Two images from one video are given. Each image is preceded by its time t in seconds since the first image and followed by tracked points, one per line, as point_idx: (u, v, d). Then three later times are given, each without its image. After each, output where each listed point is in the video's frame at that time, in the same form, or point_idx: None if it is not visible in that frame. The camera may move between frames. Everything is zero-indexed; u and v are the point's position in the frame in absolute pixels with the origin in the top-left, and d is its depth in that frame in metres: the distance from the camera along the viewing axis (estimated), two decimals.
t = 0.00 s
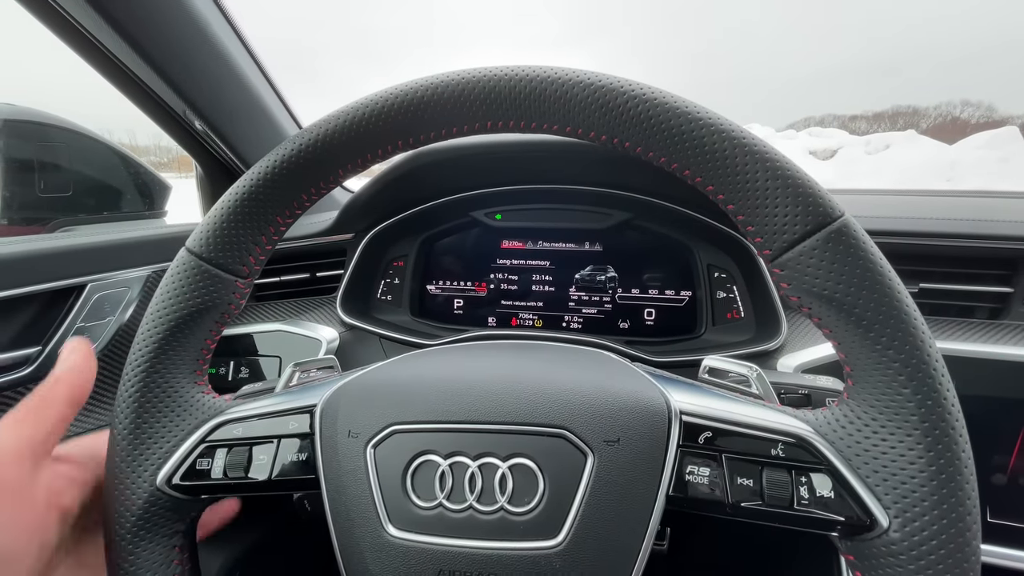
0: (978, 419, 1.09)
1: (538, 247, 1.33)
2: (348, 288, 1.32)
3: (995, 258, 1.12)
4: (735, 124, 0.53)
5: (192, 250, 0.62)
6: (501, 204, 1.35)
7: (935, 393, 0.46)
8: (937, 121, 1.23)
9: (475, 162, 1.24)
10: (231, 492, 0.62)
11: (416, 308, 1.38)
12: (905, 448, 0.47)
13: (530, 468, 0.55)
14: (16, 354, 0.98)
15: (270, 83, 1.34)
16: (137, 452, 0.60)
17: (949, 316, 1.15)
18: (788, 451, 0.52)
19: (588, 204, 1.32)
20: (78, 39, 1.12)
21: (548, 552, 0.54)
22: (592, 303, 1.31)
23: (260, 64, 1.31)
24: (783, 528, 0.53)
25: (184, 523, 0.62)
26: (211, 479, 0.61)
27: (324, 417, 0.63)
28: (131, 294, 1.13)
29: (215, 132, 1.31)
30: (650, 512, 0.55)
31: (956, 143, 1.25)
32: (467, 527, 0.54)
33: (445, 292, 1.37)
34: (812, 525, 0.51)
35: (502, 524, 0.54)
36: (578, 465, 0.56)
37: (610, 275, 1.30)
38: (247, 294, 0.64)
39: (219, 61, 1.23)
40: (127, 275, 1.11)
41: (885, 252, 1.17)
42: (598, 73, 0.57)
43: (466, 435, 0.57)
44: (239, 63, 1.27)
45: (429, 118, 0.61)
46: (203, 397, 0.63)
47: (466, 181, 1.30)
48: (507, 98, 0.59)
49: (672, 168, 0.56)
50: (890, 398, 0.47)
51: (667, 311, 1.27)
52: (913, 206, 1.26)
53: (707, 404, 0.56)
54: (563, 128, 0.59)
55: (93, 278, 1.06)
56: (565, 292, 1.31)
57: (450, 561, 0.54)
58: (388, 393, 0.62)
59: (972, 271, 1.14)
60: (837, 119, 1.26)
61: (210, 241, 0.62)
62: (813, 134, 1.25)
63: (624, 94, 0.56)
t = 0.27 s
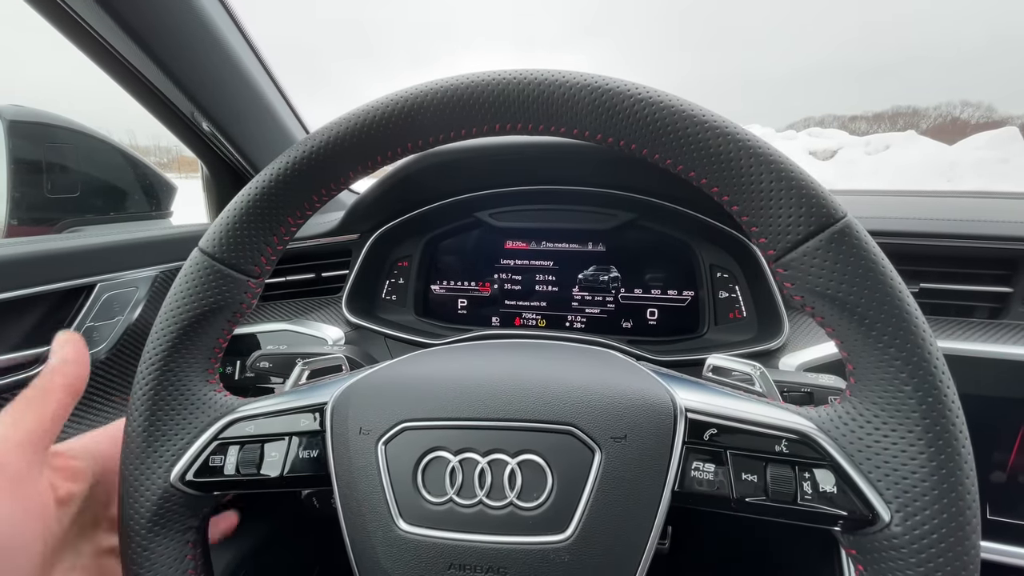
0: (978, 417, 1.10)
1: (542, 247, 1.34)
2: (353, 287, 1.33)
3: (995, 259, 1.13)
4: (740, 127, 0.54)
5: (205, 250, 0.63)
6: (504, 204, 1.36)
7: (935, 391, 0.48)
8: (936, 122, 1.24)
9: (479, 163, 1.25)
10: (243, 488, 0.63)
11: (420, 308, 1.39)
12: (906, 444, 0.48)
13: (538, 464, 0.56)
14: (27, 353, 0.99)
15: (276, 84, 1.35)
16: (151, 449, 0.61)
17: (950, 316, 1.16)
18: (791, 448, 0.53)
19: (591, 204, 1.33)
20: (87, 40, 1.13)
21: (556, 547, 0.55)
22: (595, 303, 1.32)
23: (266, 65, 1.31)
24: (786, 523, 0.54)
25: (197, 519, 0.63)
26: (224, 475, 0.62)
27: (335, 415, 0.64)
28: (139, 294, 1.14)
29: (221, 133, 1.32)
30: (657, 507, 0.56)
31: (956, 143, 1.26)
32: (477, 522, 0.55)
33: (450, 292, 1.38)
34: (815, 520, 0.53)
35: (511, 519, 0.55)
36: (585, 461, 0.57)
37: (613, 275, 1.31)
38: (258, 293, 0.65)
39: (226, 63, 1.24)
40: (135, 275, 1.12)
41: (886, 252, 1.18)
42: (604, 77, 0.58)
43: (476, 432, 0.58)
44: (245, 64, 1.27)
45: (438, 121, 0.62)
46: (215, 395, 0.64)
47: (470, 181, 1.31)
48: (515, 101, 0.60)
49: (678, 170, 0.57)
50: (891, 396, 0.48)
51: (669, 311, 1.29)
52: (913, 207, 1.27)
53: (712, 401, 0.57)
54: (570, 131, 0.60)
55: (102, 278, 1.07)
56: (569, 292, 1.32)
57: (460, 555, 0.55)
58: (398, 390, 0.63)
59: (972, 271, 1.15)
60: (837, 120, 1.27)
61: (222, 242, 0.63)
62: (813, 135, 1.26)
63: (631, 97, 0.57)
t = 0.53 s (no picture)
0: (976, 416, 1.10)
1: (542, 248, 1.34)
2: (354, 288, 1.34)
3: (993, 260, 1.14)
4: (740, 130, 0.55)
5: (208, 251, 0.64)
6: (505, 205, 1.37)
7: (933, 391, 0.48)
8: (936, 122, 1.24)
9: (480, 164, 1.26)
10: (245, 488, 0.63)
11: (420, 308, 1.40)
12: (904, 444, 0.48)
13: (539, 464, 0.57)
14: (30, 354, 1.00)
15: (277, 85, 1.35)
16: (155, 448, 0.62)
17: (948, 317, 1.17)
18: (790, 447, 0.54)
19: (591, 205, 1.33)
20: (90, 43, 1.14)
21: (557, 546, 0.55)
22: (595, 304, 1.32)
23: (268, 67, 1.32)
24: (785, 523, 0.55)
25: (200, 519, 0.63)
26: (227, 475, 0.62)
27: (337, 415, 0.64)
28: (141, 295, 1.14)
29: (223, 134, 1.33)
30: (656, 507, 0.57)
31: (956, 144, 1.27)
32: (478, 521, 0.56)
33: (450, 293, 1.38)
34: (814, 519, 0.53)
35: (512, 518, 0.56)
36: (585, 461, 0.57)
37: (613, 276, 1.31)
38: (261, 294, 0.65)
39: (227, 65, 1.24)
40: (137, 275, 1.13)
41: (885, 253, 1.19)
42: (605, 80, 0.59)
43: (477, 432, 0.59)
44: (246, 66, 1.27)
45: (441, 124, 0.62)
46: (218, 395, 0.65)
47: (471, 183, 1.32)
48: (517, 103, 0.60)
49: (677, 172, 0.57)
50: (889, 396, 0.49)
51: (669, 312, 1.29)
52: (913, 207, 1.28)
53: (711, 401, 0.58)
54: (571, 134, 0.60)
55: (104, 278, 1.08)
56: (569, 293, 1.33)
57: (462, 554, 0.56)
58: (399, 391, 0.63)
59: (970, 272, 1.16)
60: (837, 121, 1.28)
61: (225, 243, 0.63)
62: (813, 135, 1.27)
63: (631, 101, 0.58)
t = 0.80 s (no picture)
0: (977, 417, 1.10)
1: (541, 248, 1.34)
2: (354, 289, 1.33)
3: (994, 259, 1.14)
4: (741, 130, 0.54)
5: (207, 251, 0.63)
6: (505, 205, 1.37)
7: (934, 391, 0.48)
8: (937, 122, 1.24)
9: (480, 164, 1.25)
10: (244, 489, 0.63)
11: (420, 309, 1.39)
12: (905, 444, 0.48)
13: (538, 464, 0.57)
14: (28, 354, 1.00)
15: (277, 85, 1.35)
16: (153, 448, 0.62)
17: (949, 317, 1.17)
18: (791, 448, 0.53)
19: (590, 205, 1.33)
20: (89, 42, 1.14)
21: (557, 547, 0.55)
22: (595, 304, 1.32)
23: (267, 67, 1.31)
24: (785, 524, 0.55)
25: (198, 520, 0.63)
26: (225, 475, 0.62)
27: (336, 415, 0.64)
28: (140, 295, 1.14)
29: (222, 134, 1.33)
30: (656, 508, 0.57)
31: (957, 144, 1.26)
32: (478, 522, 0.56)
33: (450, 293, 1.38)
34: (815, 520, 0.53)
35: (512, 519, 0.55)
36: (585, 461, 0.57)
37: (612, 276, 1.31)
38: (260, 294, 0.65)
39: (227, 64, 1.24)
40: (136, 275, 1.12)
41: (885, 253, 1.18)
42: (604, 79, 0.59)
43: (476, 433, 0.59)
44: (245, 66, 1.27)
45: (440, 123, 0.62)
46: (217, 395, 0.65)
47: (471, 182, 1.32)
48: (517, 103, 0.60)
49: (677, 171, 0.57)
50: (890, 396, 0.49)
51: (669, 312, 1.29)
52: (913, 207, 1.28)
53: (711, 402, 0.57)
54: (571, 133, 0.60)
55: (104, 278, 1.08)
56: (569, 293, 1.33)
57: (461, 555, 0.55)
58: (398, 391, 0.63)
59: (971, 272, 1.15)
60: (837, 121, 1.28)
61: (224, 243, 0.63)
62: (814, 136, 1.27)
63: (630, 100, 0.57)
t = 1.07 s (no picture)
0: (983, 414, 1.09)
1: (543, 245, 1.33)
2: (355, 286, 1.33)
3: (999, 256, 1.13)
4: (748, 121, 0.54)
5: (207, 245, 0.63)
6: (506, 202, 1.36)
7: (946, 385, 0.47)
8: (935, 123, 1.24)
9: (482, 161, 1.25)
10: (245, 485, 0.62)
11: (422, 306, 1.39)
12: (917, 439, 0.47)
13: (543, 460, 0.56)
14: (27, 351, 0.99)
15: (276, 82, 1.34)
16: (153, 444, 0.61)
17: (953, 314, 1.16)
18: (800, 443, 0.53)
19: (593, 202, 1.32)
20: (88, 38, 1.13)
21: (563, 544, 0.54)
22: (597, 301, 1.31)
23: (268, 63, 1.31)
24: (794, 520, 0.54)
25: (199, 517, 0.62)
26: (226, 472, 0.61)
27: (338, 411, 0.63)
28: (140, 292, 1.13)
29: (222, 131, 1.32)
30: (663, 504, 0.56)
31: (956, 145, 1.25)
32: (482, 518, 0.55)
33: (452, 291, 1.37)
34: (824, 516, 0.52)
35: (517, 515, 0.55)
36: (591, 457, 0.56)
37: (615, 274, 1.30)
38: (261, 289, 0.64)
39: (227, 61, 1.24)
40: (136, 272, 1.12)
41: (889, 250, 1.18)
42: (610, 70, 0.58)
43: (480, 428, 0.58)
44: (246, 62, 1.26)
45: (443, 115, 0.61)
46: (218, 391, 0.64)
47: (472, 179, 1.31)
48: (521, 94, 0.60)
49: (683, 164, 0.56)
50: (901, 390, 0.48)
51: (672, 309, 1.28)
52: (916, 205, 1.27)
53: (718, 397, 0.57)
54: (575, 125, 0.59)
55: (103, 275, 1.07)
56: (571, 290, 1.32)
57: (465, 552, 0.55)
58: (401, 386, 0.62)
59: (976, 269, 1.15)
60: (837, 121, 1.27)
61: (225, 237, 0.62)
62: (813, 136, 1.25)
63: (636, 91, 0.57)
